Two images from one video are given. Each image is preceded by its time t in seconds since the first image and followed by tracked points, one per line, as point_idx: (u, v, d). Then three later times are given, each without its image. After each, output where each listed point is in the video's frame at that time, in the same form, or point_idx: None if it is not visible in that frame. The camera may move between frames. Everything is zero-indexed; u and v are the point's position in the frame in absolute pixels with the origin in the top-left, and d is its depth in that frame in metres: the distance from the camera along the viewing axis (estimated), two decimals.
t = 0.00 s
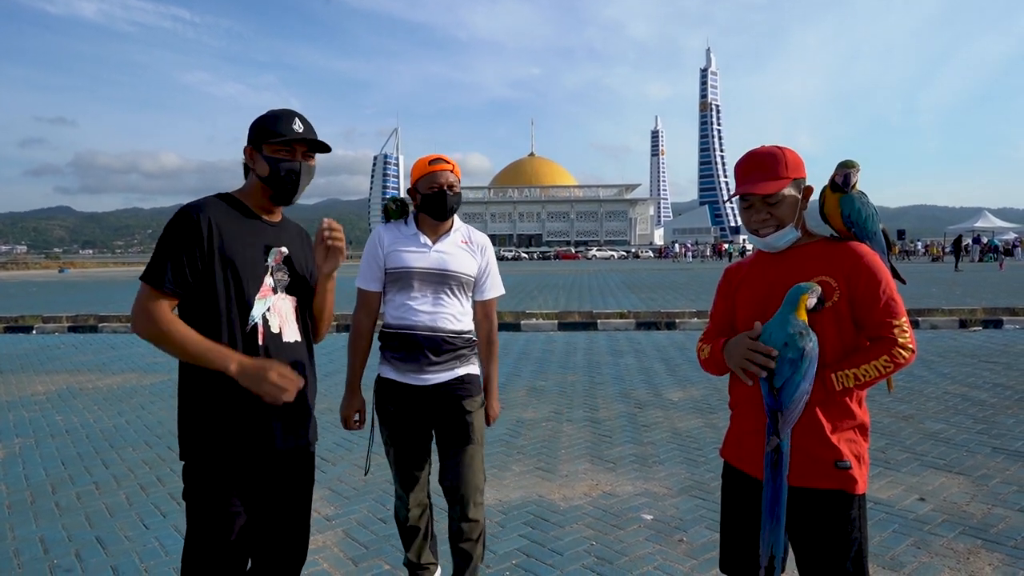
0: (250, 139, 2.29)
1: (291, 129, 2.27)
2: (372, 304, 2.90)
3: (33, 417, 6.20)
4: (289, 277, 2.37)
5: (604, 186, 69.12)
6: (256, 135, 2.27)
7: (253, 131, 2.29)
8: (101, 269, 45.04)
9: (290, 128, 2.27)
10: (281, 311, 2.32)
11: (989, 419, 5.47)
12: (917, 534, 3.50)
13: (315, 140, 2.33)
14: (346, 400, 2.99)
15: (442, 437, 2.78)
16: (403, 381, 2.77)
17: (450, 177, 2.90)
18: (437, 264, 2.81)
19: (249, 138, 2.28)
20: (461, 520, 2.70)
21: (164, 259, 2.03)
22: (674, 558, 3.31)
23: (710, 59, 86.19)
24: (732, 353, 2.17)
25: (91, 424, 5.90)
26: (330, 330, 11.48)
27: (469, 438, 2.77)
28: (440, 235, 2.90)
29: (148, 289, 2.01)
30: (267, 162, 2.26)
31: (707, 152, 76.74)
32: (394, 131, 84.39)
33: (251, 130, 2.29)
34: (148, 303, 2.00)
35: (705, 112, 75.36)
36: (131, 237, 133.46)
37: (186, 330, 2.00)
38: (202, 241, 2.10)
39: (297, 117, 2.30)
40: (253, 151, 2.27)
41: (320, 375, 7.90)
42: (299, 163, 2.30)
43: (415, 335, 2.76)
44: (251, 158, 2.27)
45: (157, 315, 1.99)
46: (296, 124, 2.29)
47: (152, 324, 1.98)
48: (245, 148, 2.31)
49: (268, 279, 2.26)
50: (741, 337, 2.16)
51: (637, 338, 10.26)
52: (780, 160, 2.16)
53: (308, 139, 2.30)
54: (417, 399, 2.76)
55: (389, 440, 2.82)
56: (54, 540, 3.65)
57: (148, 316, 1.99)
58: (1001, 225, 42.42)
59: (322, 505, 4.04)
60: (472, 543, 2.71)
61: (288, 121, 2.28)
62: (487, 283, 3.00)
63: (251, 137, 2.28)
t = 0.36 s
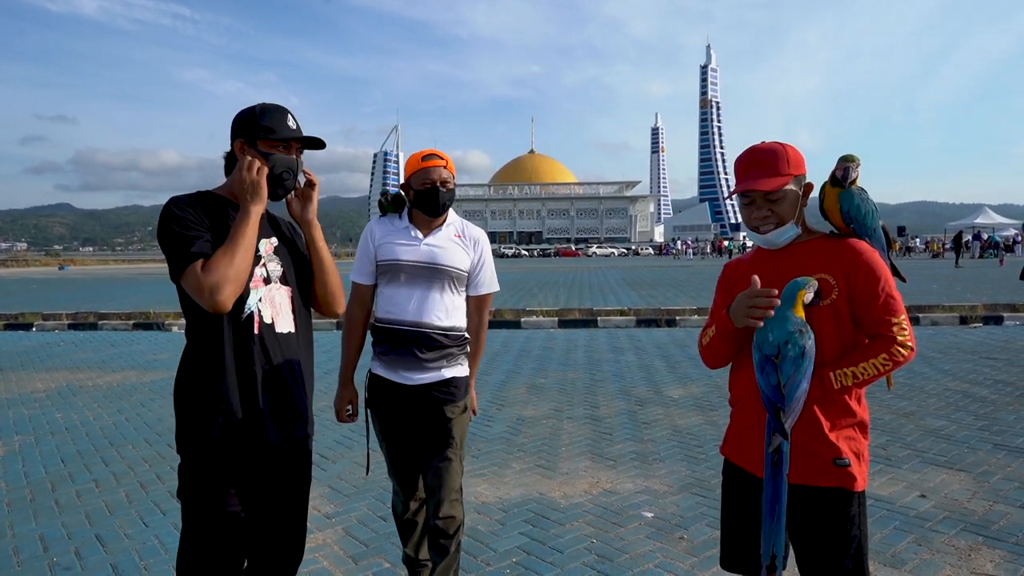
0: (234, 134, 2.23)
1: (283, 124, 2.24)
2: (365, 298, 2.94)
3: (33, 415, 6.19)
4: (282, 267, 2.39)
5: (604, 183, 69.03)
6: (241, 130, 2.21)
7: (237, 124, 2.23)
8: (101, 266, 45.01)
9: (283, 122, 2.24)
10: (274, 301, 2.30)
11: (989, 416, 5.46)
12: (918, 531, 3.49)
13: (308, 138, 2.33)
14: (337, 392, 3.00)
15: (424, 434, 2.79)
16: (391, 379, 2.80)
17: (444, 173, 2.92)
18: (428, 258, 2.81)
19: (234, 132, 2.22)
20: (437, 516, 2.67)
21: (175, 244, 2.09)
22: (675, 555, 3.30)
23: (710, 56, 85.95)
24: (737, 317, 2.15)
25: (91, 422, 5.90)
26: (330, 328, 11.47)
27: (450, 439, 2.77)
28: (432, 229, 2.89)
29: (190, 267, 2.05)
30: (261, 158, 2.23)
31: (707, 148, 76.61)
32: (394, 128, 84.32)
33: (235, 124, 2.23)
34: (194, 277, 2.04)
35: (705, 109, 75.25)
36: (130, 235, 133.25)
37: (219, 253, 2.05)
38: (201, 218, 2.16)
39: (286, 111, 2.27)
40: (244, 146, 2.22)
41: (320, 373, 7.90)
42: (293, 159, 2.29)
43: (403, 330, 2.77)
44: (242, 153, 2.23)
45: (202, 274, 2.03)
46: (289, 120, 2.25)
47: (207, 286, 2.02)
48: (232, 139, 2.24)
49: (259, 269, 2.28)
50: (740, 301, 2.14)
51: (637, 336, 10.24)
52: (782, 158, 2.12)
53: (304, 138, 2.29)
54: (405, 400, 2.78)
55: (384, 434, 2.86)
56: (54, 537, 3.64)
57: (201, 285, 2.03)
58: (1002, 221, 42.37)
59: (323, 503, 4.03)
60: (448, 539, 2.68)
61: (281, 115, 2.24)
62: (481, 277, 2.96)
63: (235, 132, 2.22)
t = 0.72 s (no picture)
0: (228, 138, 2.22)
1: (281, 133, 2.23)
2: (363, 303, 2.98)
3: (33, 421, 6.18)
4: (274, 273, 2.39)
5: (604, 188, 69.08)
6: (236, 138, 2.20)
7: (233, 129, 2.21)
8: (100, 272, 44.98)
9: (280, 131, 2.23)
10: (268, 308, 2.30)
11: (990, 421, 5.45)
12: (919, 537, 3.47)
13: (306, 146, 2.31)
14: (336, 393, 3.01)
15: (418, 441, 2.78)
16: (383, 385, 2.82)
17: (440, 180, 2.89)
18: (421, 264, 2.82)
19: (229, 138, 2.21)
20: (431, 525, 2.67)
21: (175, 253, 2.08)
22: (675, 562, 3.29)
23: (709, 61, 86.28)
24: (749, 320, 2.11)
25: (90, 428, 5.88)
26: (330, 333, 11.46)
27: (445, 447, 2.76)
28: (426, 234, 2.89)
29: (195, 270, 2.03)
30: (257, 165, 2.22)
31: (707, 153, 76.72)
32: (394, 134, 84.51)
33: (230, 127, 2.22)
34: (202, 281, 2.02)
35: (705, 114, 75.39)
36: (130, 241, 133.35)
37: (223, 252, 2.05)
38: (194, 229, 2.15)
39: (283, 119, 2.25)
40: (239, 152, 2.20)
41: (320, 378, 7.88)
42: (289, 169, 2.28)
43: (394, 336, 2.80)
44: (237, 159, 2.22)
45: (209, 276, 2.01)
46: (287, 128, 2.25)
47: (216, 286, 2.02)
48: (226, 145, 2.23)
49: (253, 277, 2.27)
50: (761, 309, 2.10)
51: (637, 341, 10.23)
52: (782, 156, 2.19)
53: (300, 147, 2.27)
54: (397, 407, 2.79)
55: (378, 440, 2.86)
56: (53, 544, 3.63)
57: (211, 288, 2.01)
58: (1001, 226, 42.40)
59: (322, 510, 4.02)
60: (444, 548, 2.68)
61: (278, 124, 2.23)
62: (480, 286, 2.94)
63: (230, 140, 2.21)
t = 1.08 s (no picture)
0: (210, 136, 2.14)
1: (264, 129, 2.14)
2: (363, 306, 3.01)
3: (34, 424, 6.20)
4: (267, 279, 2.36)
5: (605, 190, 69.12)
6: (218, 137, 2.11)
7: (214, 127, 2.13)
8: (102, 275, 45.09)
9: (264, 127, 2.14)
10: (259, 317, 2.28)
11: (992, 424, 5.45)
12: (920, 540, 3.47)
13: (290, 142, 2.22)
14: (330, 395, 3.01)
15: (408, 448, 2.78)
16: (379, 389, 2.83)
17: (436, 186, 2.90)
18: (414, 270, 2.83)
19: (210, 137, 2.13)
20: (429, 530, 2.69)
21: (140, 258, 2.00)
22: (676, 565, 3.28)
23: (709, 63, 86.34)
24: (730, 360, 2.16)
25: (91, 431, 5.89)
26: (331, 336, 11.47)
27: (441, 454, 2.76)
28: (420, 239, 2.89)
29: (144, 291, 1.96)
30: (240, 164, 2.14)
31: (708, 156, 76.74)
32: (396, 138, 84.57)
33: (212, 124, 2.13)
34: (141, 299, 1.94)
35: (706, 117, 75.43)
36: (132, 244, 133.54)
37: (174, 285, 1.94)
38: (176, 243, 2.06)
39: (267, 114, 2.17)
40: (223, 152, 2.13)
41: (321, 381, 7.89)
42: (275, 166, 2.18)
43: (388, 343, 2.82)
44: (220, 159, 2.14)
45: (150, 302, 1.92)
46: (270, 123, 2.15)
47: (150, 312, 1.92)
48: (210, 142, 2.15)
49: (244, 284, 2.23)
50: (738, 341, 2.15)
51: (639, 344, 10.22)
52: (784, 158, 2.20)
53: (284, 141, 2.18)
54: (392, 413, 2.79)
55: (371, 443, 2.86)
56: (54, 547, 3.64)
57: (144, 310, 1.92)
58: (1002, 229, 42.38)
59: (323, 513, 4.02)
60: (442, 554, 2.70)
61: (262, 119, 2.14)
62: (476, 293, 2.87)
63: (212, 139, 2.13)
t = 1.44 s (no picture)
0: (180, 120, 1.98)
1: (242, 113, 2.01)
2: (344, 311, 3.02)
3: (35, 423, 6.21)
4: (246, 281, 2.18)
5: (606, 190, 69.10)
6: (191, 122, 1.96)
7: (185, 111, 1.97)
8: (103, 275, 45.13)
9: (242, 111, 2.01)
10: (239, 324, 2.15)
11: (993, 423, 5.44)
12: (921, 540, 3.47)
13: (271, 126, 2.09)
14: (311, 397, 3.03)
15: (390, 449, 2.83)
16: (365, 389, 2.82)
17: (414, 187, 2.90)
18: (394, 272, 2.84)
19: (181, 122, 1.97)
20: (424, 530, 2.72)
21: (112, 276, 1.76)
22: (676, 564, 3.29)
23: (710, 62, 86.27)
24: (726, 383, 2.19)
25: (92, 430, 5.90)
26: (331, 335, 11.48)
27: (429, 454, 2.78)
28: (400, 241, 2.90)
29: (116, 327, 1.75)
30: (214, 152, 1.99)
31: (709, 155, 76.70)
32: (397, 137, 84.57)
33: (183, 108, 1.98)
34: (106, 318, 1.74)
35: (707, 116, 75.39)
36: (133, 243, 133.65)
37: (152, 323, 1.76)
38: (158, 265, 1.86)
39: (242, 97, 2.03)
40: (195, 138, 1.98)
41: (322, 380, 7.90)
42: (253, 154, 2.06)
43: (370, 346, 2.83)
44: (192, 145, 1.98)
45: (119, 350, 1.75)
46: (247, 107, 2.03)
47: (115, 340, 1.74)
48: (179, 129, 1.99)
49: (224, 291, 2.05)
50: (732, 366, 2.18)
51: (640, 343, 10.23)
52: (785, 157, 2.20)
53: (264, 127, 2.06)
54: (377, 412, 2.81)
55: (340, 447, 2.85)
56: (55, 546, 3.64)
57: (110, 334, 1.74)
58: (1004, 228, 42.35)
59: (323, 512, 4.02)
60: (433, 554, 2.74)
61: (238, 102, 2.01)
62: (457, 293, 2.87)
63: (184, 124, 1.97)
